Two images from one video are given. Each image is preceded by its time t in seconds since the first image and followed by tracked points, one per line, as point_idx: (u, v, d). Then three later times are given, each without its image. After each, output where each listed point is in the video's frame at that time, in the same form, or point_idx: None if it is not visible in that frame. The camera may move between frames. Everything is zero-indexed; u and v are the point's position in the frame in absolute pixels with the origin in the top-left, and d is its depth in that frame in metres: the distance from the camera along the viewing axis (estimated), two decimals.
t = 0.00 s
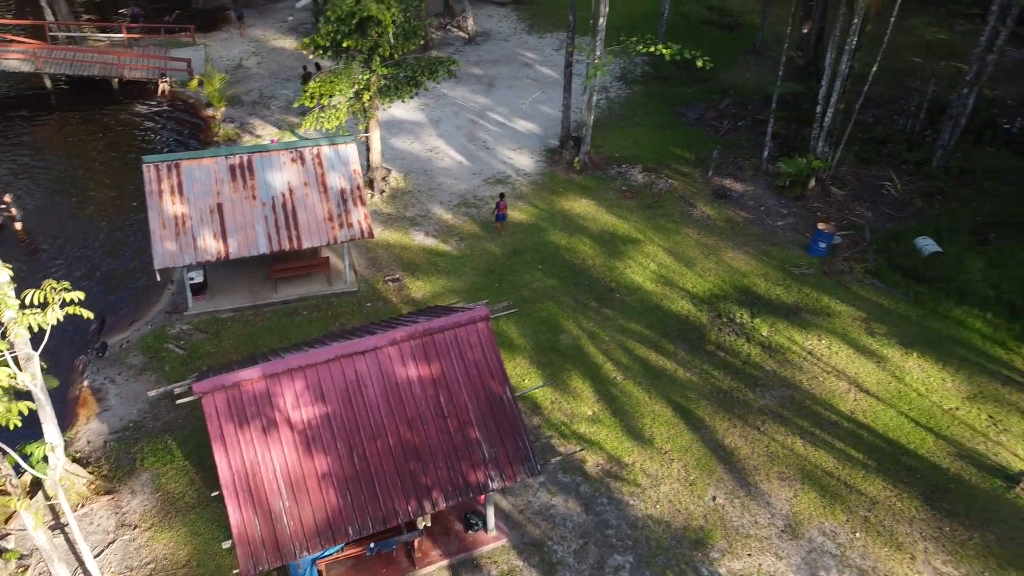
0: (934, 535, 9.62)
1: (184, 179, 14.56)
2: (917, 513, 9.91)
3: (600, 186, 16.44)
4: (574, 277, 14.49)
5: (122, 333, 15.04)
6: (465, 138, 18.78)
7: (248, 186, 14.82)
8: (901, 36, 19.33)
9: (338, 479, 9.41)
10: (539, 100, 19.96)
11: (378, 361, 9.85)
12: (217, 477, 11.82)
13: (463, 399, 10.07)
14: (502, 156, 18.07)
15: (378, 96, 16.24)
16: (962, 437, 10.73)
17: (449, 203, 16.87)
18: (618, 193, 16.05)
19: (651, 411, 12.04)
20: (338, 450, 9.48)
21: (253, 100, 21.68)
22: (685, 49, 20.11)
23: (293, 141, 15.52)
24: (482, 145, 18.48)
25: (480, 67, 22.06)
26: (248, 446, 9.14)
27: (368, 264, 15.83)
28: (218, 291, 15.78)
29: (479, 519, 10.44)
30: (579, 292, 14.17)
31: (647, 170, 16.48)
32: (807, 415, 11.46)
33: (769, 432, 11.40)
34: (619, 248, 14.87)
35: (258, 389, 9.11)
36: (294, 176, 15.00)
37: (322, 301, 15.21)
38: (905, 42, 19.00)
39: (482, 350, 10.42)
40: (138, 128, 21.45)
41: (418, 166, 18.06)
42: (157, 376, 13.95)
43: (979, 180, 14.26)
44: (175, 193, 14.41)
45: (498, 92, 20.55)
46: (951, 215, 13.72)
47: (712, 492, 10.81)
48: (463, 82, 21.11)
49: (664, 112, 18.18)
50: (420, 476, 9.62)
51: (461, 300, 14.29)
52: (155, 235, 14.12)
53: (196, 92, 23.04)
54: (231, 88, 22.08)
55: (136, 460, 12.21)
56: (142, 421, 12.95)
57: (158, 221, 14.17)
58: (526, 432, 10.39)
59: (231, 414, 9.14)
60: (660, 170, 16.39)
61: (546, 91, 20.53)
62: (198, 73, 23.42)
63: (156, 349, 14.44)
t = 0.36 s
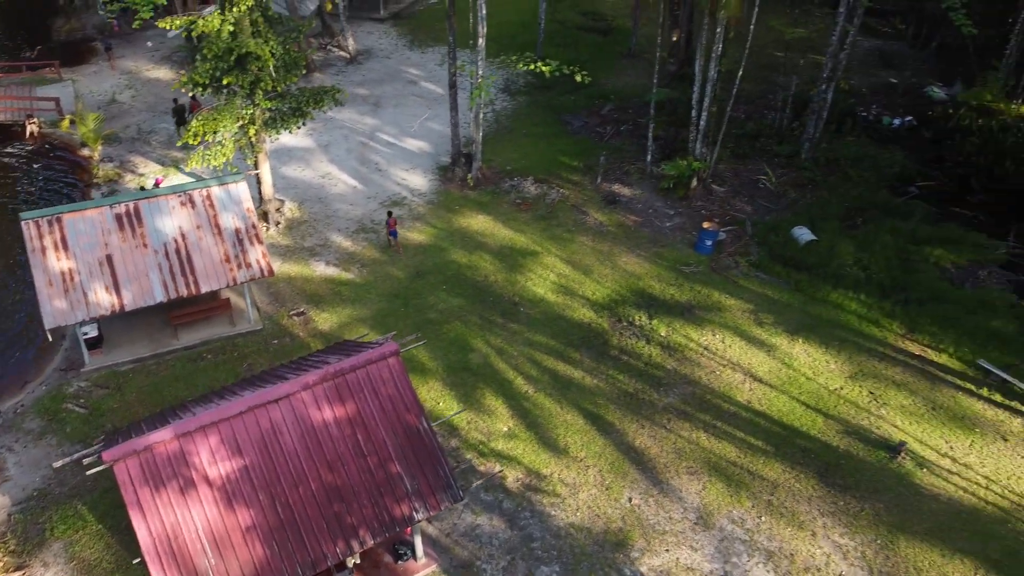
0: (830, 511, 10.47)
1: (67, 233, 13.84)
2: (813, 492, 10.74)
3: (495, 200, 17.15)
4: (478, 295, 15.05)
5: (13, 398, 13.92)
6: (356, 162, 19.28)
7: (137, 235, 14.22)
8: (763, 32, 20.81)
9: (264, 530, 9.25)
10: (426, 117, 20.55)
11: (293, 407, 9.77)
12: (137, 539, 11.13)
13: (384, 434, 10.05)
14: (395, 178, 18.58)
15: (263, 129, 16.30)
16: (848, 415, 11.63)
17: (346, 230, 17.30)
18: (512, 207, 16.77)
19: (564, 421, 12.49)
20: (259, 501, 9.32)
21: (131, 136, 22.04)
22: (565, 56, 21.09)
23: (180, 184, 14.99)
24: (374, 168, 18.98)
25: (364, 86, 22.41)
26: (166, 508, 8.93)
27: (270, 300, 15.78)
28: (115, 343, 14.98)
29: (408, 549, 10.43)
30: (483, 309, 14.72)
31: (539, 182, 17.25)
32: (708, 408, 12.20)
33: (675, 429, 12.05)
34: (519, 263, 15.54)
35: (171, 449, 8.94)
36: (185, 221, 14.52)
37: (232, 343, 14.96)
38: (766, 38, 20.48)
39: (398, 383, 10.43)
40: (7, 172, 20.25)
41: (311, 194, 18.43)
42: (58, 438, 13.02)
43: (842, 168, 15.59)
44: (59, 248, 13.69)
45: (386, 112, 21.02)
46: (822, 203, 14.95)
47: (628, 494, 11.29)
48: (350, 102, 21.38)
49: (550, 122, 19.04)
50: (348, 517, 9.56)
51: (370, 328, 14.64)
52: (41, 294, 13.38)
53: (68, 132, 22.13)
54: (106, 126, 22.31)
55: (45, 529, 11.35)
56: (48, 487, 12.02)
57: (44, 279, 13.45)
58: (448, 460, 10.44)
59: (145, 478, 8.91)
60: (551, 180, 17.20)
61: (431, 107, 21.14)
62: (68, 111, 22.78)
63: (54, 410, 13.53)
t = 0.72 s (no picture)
0: (778, 514, 10.89)
1: (9, 277, 13.30)
2: (761, 496, 11.18)
3: (443, 220, 17.43)
4: (430, 316, 15.23)
5: None
6: (302, 185, 19.33)
7: (83, 275, 13.77)
8: (696, 39, 21.46)
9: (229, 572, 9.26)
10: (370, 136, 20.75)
11: (252, 447, 9.84)
12: None
13: (343, 469, 10.17)
14: (343, 200, 18.70)
15: (206, 160, 16.27)
16: (791, 419, 12.16)
17: (296, 256, 17.28)
18: (460, 226, 17.06)
19: (520, 439, 12.69)
20: (222, 543, 9.34)
21: (70, 167, 21.65)
22: (505, 70, 21.45)
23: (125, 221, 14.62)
24: (320, 191, 19.07)
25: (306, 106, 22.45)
26: (129, 557, 8.89)
27: (222, 331, 15.65)
28: (65, 384, 14.67)
29: None
30: (435, 330, 14.90)
31: (485, 199, 17.56)
32: (659, 420, 12.59)
33: (628, 442, 12.38)
34: (470, 282, 15.77)
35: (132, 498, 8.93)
36: (133, 258, 14.16)
37: (186, 378, 14.77)
38: (700, 44, 21.09)
39: (357, 417, 10.61)
40: None
41: (258, 221, 18.34)
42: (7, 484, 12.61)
43: (776, 175, 16.26)
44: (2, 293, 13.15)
45: (329, 133, 21.11)
46: (759, 210, 15.56)
47: (585, 509, 11.46)
48: (292, 124, 21.38)
49: (494, 138, 19.40)
50: (312, 553, 9.62)
51: (325, 355, 14.66)
52: None
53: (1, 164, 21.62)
54: (42, 158, 21.86)
55: None
56: None
57: None
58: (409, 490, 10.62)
59: (106, 528, 8.86)
60: (496, 197, 17.56)
61: (374, 126, 21.34)
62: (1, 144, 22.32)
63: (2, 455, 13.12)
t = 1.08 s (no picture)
0: (758, 529, 11.11)
1: None
2: (741, 511, 11.40)
3: (430, 235, 17.61)
4: (417, 332, 15.40)
5: None
6: (290, 201, 19.41)
7: (73, 297, 13.81)
8: (679, 50, 21.68)
9: None
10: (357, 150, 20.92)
11: (244, 472, 9.97)
12: None
13: (333, 492, 10.36)
14: (330, 216, 18.80)
15: (194, 178, 16.43)
16: (771, 433, 12.41)
17: (284, 272, 17.38)
18: (446, 241, 17.25)
19: (506, 456, 12.83)
20: (215, 568, 9.49)
21: (57, 182, 21.65)
22: (490, 82, 21.64)
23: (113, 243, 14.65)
24: (307, 207, 19.16)
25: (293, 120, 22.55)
26: None
27: (211, 349, 15.72)
28: (57, 404, 14.66)
29: None
30: (422, 347, 15.06)
31: (471, 214, 17.75)
32: (642, 436, 12.79)
33: (612, 457, 12.56)
34: (456, 298, 15.95)
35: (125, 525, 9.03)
36: (122, 279, 14.21)
37: (175, 397, 14.84)
38: (683, 55, 21.30)
39: (345, 440, 10.77)
40: None
41: (246, 237, 18.41)
42: None
43: (758, 189, 16.50)
44: None
45: (316, 147, 21.20)
46: (741, 223, 15.79)
47: (570, 525, 11.59)
48: (278, 137, 21.46)
49: (480, 152, 19.58)
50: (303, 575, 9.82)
51: (313, 373, 14.80)
52: None
53: None
54: (30, 173, 21.84)
55: None
56: None
57: None
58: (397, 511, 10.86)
59: (99, 555, 8.96)
60: (482, 212, 17.75)
61: (361, 139, 21.50)
62: None
63: None
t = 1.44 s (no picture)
0: (749, 536, 11.22)
1: None
2: (733, 518, 11.50)
3: (425, 242, 17.70)
4: (412, 339, 15.49)
5: None
6: (285, 207, 19.47)
7: (69, 306, 13.86)
8: (673, 56, 21.81)
9: None
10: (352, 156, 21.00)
11: (241, 483, 10.04)
12: None
13: (329, 502, 10.45)
14: (325, 222, 18.87)
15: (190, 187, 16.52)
16: (763, 441, 12.53)
17: (280, 280, 17.43)
18: (441, 248, 17.34)
19: (501, 464, 12.92)
20: None
21: (53, 188, 21.66)
22: (485, 87, 21.75)
23: (110, 251, 14.68)
24: (303, 213, 19.23)
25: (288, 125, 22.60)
26: None
27: (207, 356, 15.78)
28: (53, 412, 14.68)
29: None
30: (417, 354, 15.16)
31: (466, 221, 17.85)
32: (636, 443, 12.89)
33: (606, 465, 12.65)
34: (451, 304, 16.05)
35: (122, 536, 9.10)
36: (119, 288, 14.25)
37: (171, 405, 14.89)
38: (677, 61, 21.42)
39: (342, 450, 10.86)
40: None
41: (242, 244, 18.47)
42: None
43: (751, 195, 16.61)
44: None
45: (311, 153, 21.26)
46: (733, 230, 15.90)
47: (564, 532, 11.69)
48: (274, 143, 21.50)
49: (475, 159, 19.67)
50: None
51: (309, 381, 14.88)
52: None
53: None
54: (25, 179, 21.83)
55: None
56: None
57: None
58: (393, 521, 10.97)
59: (97, 565, 9.03)
60: (476, 219, 17.86)
61: (357, 145, 21.57)
62: None
63: None
